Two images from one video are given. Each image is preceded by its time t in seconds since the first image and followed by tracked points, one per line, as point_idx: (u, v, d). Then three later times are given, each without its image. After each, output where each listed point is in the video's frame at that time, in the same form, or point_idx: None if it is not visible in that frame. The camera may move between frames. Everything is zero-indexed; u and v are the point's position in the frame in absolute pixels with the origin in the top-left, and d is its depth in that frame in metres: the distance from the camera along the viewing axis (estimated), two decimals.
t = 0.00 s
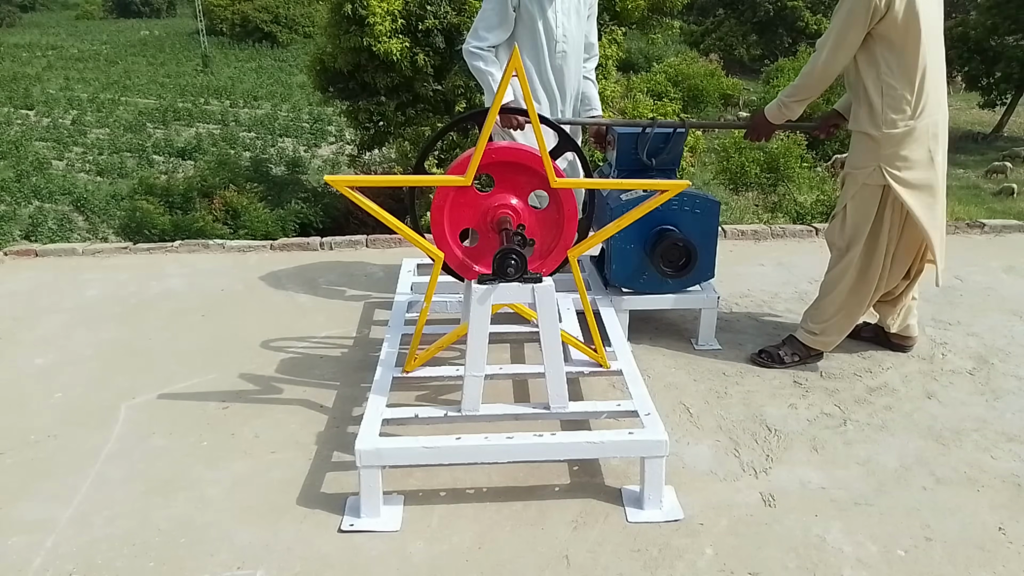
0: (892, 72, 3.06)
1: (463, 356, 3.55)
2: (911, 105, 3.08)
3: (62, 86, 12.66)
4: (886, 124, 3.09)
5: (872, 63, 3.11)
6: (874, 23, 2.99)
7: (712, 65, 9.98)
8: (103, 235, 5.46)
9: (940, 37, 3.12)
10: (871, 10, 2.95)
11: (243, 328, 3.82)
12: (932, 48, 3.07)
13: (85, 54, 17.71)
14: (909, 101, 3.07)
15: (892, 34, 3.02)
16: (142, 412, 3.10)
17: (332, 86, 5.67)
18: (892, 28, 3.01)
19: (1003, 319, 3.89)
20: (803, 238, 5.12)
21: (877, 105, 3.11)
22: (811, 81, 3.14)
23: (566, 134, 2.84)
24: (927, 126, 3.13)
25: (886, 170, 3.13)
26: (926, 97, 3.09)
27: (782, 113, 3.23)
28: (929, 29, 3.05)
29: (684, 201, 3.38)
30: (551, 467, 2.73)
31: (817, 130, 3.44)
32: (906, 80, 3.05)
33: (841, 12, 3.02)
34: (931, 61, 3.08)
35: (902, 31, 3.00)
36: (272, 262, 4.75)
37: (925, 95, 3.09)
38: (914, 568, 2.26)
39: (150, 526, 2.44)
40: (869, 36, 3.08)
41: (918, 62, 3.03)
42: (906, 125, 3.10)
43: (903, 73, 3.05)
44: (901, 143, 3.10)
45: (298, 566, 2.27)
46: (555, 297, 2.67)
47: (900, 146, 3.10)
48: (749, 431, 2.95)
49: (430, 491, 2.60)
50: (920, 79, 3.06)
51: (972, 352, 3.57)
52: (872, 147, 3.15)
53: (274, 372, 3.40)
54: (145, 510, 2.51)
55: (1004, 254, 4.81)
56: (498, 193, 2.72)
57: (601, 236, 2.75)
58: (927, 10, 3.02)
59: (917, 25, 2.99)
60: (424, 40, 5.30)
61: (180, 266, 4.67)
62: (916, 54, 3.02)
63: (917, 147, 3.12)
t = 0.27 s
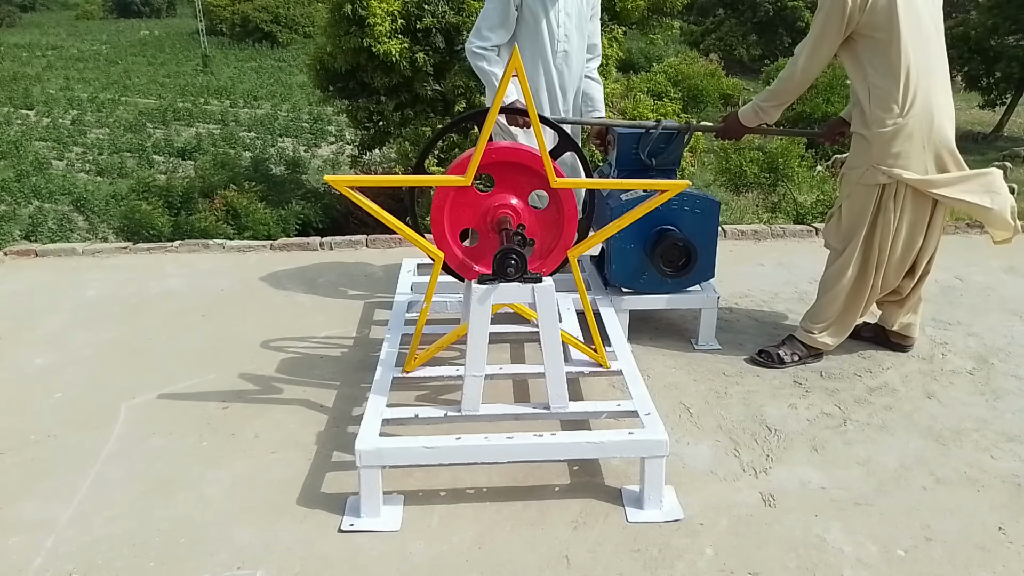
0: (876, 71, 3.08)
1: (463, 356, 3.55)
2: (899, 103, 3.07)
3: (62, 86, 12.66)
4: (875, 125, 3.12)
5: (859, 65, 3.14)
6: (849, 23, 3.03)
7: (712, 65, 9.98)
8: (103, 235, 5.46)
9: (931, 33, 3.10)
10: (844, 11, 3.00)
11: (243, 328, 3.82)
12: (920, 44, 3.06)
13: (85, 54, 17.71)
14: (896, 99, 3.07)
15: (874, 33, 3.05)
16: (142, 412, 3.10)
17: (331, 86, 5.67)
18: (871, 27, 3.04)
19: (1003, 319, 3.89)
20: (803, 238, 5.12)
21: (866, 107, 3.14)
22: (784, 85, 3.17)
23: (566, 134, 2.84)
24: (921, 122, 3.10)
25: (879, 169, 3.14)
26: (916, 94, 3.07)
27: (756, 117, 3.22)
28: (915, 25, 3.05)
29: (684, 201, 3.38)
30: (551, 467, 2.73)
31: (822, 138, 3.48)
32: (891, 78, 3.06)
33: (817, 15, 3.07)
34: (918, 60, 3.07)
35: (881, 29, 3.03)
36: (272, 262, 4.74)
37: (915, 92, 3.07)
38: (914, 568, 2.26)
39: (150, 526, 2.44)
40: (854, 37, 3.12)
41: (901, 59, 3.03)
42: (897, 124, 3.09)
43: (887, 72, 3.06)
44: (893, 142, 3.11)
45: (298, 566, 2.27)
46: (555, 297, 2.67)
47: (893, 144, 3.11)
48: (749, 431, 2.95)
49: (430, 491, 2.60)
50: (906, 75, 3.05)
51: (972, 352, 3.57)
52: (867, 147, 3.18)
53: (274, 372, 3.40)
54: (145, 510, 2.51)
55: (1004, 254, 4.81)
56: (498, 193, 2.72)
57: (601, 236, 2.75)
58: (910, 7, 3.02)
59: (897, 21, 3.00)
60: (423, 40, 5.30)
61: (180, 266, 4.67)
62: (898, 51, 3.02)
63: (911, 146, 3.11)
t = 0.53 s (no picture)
0: (872, 71, 3.09)
1: (463, 356, 3.55)
2: (896, 103, 3.06)
3: (62, 86, 12.66)
4: (874, 124, 3.11)
5: (857, 66, 3.14)
6: (844, 24, 3.03)
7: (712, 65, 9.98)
8: (103, 235, 5.46)
9: (929, 33, 3.10)
10: (838, 12, 3.00)
11: (243, 328, 3.82)
12: (916, 44, 3.06)
13: (85, 54, 17.71)
14: (893, 98, 3.06)
15: (870, 33, 3.06)
16: (142, 412, 3.10)
17: (332, 86, 5.67)
18: (866, 27, 3.05)
19: (1003, 319, 3.89)
20: (803, 238, 5.12)
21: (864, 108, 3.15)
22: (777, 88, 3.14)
23: (567, 134, 2.84)
24: (919, 121, 3.09)
25: (878, 169, 3.14)
26: (914, 93, 3.06)
27: (749, 118, 3.18)
28: (912, 25, 3.05)
29: (684, 201, 3.38)
30: (551, 467, 2.73)
31: (821, 139, 3.47)
32: (887, 77, 3.06)
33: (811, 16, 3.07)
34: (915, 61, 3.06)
35: (876, 30, 3.04)
36: (272, 262, 4.74)
37: (913, 91, 3.06)
38: (914, 568, 2.26)
39: (150, 526, 2.44)
40: (850, 38, 3.13)
41: (897, 59, 3.03)
42: (894, 123, 3.08)
43: (883, 71, 3.06)
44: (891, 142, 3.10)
45: (298, 566, 2.27)
46: (555, 297, 2.67)
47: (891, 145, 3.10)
48: (749, 431, 2.95)
49: (430, 491, 2.60)
50: (903, 75, 3.05)
51: (972, 352, 3.57)
52: (865, 148, 3.18)
53: (274, 372, 3.40)
54: (145, 510, 2.51)
55: (1004, 254, 4.81)
56: (498, 193, 2.72)
57: (601, 236, 2.75)
58: (907, 7, 3.03)
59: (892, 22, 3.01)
60: (423, 40, 5.30)
61: (180, 266, 4.67)
62: (894, 51, 3.03)
63: (910, 146, 3.10)
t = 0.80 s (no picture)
0: (875, 72, 3.09)
1: (463, 356, 3.55)
2: (899, 103, 3.07)
3: (62, 86, 12.66)
4: (877, 124, 3.11)
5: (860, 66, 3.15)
6: (848, 25, 3.03)
7: (712, 66, 9.97)
8: (103, 235, 5.46)
9: (931, 33, 3.11)
10: (842, 13, 3.00)
11: (243, 328, 3.82)
12: (919, 45, 3.07)
13: (85, 54, 17.71)
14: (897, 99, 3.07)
15: (873, 33, 3.06)
16: (143, 412, 3.10)
17: (332, 86, 5.66)
18: (870, 28, 3.06)
19: (1003, 319, 3.89)
20: (803, 238, 5.12)
21: (867, 108, 3.15)
22: (782, 91, 3.16)
23: (567, 134, 2.84)
24: (923, 122, 3.10)
25: (879, 169, 3.14)
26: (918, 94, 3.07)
27: (754, 118, 3.20)
28: (915, 26, 3.06)
29: (684, 201, 3.38)
30: (551, 467, 2.73)
31: (825, 141, 3.48)
32: (890, 78, 3.06)
33: (816, 18, 3.08)
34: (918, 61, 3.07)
35: (879, 30, 3.04)
36: (272, 262, 4.74)
37: (917, 92, 3.07)
38: (914, 568, 2.26)
39: (150, 526, 2.44)
40: (853, 39, 3.13)
41: (901, 60, 3.03)
42: (898, 124, 3.09)
43: (886, 72, 3.07)
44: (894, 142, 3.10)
45: (298, 566, 2.27)
46: (555, 297, 2.67)
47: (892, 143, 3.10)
48: (749, 431, 2.95)
49: (430, 491, 2.60)
50: (906, 76, 3.06)
51: (972, 352, 3.57)
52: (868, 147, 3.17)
53: (274, 372, 3.40)
54: (145, 510, 2.51)
55: (1004, 254, 4.81)
56: (498, 193, 2.72)
57: (601, 236, 2.75)
58: (910, 8, 3.04)
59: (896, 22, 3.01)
60: (423, 40, 5.30)
61: (180, 266, 4.67)
62: (898, 52, 3.03)
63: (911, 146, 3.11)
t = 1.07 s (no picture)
0: (870, 73, 3.10)
1: (463, 356, 3.55)
2: (894, 103, 3.08)
3: (62, 86, 12.66)
4: (871, 124, 3.11)
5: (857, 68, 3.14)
6: (848, 27, 3.03)
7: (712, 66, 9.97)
8: (103, 235, 5.46)
9: (926, 35, 3.12)
10: (843, 13, 3.00)
11: (243, 328, 3.82)
12: (915, 47, 3.08)
13: (85, 54, 17.71)
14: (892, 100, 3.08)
15: (871, 35, 3.05)
16: (143, 412, 3.10)
17: (332, 86, 5.66)
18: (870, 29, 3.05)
19: (1003, 319, 3.90)
20: (803, 238, 5.12)
21: (861, 107, 3.14)
22: (800, 100, 3.12)
23: (567, 134, 2.84)
24: (914, 124, 3.11)
25: (868, 169, 3.14)
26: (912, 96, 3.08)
27: (771, 127, 3.19)
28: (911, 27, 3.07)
29: (684, 202, 3.38)
30: (551, 467, 2.73)
31: (821, 136, 3.45)
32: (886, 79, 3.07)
33: (816, 19, 3.07)
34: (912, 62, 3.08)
35: (877, 30, 3.03)
36: (272, 262, 4.74)
37: (911, 93, 3.08)
38: (914, 568, 2.26)
39: (150, 526, 2.44)
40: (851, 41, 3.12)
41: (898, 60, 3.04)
42: (891, 125, 3.09)
43: (882, 73, 3.07)
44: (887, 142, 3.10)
45: (298, 566, 2.27)
46: (555, 297, 2.67)
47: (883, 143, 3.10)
48: (749, 431, 2.95)
49: (430, 491, 2.60)
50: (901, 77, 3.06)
51: (972, 352, 3.57)
52: (858, 147, 3.17)
53: (274, 372, 3.40)
54: (145, 510, 2.51)
55: (1004, 254, 4.81)
56: (498, 193, 2.72)
57: (601, 236, 2.75)
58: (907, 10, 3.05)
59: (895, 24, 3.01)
60: (424, 40, 5.31)
61: (180, 266, 4.67)
62: (895, 54, 3.04)
63: (903, 146, 3.11)
